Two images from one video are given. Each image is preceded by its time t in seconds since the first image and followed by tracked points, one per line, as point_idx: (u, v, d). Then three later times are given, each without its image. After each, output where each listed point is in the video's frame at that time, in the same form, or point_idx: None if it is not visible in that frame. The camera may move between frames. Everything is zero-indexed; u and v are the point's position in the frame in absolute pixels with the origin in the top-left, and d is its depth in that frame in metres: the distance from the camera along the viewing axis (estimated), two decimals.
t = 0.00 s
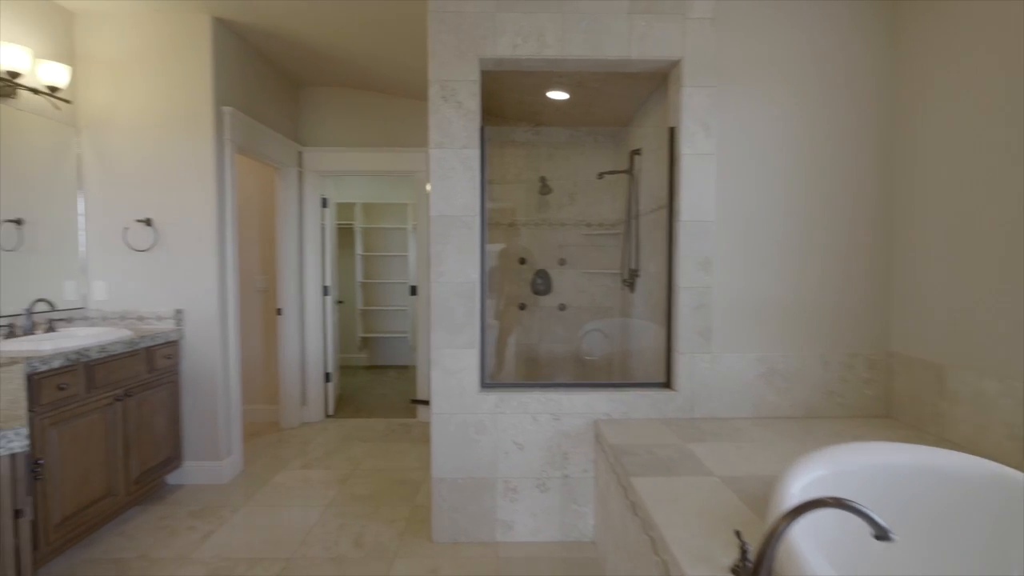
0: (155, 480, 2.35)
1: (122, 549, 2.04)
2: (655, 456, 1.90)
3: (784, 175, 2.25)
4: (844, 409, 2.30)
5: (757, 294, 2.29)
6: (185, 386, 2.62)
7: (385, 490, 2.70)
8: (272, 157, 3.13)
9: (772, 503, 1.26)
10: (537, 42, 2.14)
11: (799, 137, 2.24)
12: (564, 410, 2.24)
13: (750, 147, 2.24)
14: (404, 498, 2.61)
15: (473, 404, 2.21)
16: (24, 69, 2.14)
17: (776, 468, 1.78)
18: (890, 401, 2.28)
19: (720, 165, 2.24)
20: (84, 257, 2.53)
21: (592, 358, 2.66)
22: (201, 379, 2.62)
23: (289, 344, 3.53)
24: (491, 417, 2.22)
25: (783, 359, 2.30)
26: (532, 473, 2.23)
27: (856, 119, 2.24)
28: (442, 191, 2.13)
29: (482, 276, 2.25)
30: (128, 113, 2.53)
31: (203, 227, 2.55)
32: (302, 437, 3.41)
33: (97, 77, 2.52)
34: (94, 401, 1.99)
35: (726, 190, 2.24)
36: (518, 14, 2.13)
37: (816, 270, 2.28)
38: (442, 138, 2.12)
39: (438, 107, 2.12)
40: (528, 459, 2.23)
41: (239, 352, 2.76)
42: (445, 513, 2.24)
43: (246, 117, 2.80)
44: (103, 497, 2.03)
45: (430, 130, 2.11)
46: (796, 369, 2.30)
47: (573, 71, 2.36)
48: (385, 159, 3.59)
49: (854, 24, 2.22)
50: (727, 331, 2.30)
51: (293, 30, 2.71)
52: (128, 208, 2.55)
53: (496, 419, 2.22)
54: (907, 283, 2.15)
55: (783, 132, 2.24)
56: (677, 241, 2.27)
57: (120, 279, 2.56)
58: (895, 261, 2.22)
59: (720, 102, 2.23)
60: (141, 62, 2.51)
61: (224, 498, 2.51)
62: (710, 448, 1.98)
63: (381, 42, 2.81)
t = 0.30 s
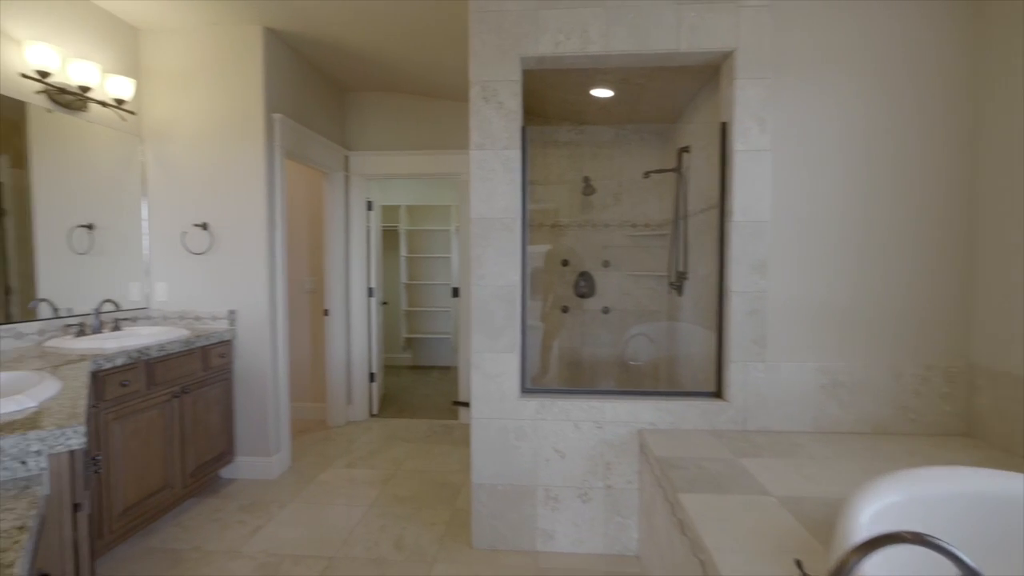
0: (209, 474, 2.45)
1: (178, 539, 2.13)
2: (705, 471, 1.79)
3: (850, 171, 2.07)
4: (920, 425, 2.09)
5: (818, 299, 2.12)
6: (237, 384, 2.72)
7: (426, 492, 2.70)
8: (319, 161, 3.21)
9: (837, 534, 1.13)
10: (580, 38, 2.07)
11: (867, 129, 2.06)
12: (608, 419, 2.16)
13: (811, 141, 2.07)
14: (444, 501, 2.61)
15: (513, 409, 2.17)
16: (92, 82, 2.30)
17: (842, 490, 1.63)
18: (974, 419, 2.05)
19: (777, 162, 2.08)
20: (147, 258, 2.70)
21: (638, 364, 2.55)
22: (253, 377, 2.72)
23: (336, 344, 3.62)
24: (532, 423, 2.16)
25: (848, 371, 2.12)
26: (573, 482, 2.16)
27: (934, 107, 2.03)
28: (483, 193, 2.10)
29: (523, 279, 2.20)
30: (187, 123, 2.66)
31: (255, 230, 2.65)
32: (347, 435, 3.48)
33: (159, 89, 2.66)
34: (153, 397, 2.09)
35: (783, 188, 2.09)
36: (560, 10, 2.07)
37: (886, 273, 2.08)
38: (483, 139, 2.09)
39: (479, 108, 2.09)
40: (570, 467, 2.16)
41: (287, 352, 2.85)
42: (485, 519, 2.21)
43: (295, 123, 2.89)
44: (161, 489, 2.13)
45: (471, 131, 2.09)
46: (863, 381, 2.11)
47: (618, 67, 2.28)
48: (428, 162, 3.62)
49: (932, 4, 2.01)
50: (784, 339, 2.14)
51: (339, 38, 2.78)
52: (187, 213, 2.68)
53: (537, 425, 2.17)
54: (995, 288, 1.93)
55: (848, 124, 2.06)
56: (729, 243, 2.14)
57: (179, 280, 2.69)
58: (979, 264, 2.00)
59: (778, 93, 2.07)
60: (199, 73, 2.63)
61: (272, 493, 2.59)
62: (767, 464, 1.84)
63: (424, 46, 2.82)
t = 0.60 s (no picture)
0: (261, 468, 2.55)
1: (232, 530, 2.22)
2: (761, 488, 1.66)
3: (926, 165, 1.88)
4: (1011, 446, 1.87)
5: (888, 305, 1.94)
6: (288, 381, 2.82)
7: (468, 494, 2.69)
8: (367, 165, 3.28)
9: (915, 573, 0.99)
10: (627, 32, 1.99)
11: (946, 118, 1.87)
12: (655, 427, 2.06)
13: (881, 132, 1.90)
14: (486, 504, 2.59)
15: (555, 414, 2.12)
16: (157, 94, 2.44)
17: (920, 516, 1.47)
18: None
19: (842, 156, 1.92)
20: (205, 260, 2.84)
21: (687, 370, 2.44)
22: (302, 375, 2.80)
23: (381, 343, 3.69)
24: (575, 430, 2.11)
25: (923, 383, 1.93)
26: (618, 491, 2.09)
27: None
28: (526, 194, 2.06)
29: (567, 281, 2.14)
30: (242, 130, 2.77)
31: (305, 233, 2.74)
32: (392, 434, 3.54)
33: (218, 98, 2.79)
34: (210, 393, 2.19)
35: (849, 185, 1.92)
36: (606, 4, 2.00)
37: (967, 276, 1.89)
38: (526, 139, 2.06)
39: (523, 108, 2.05)
40: (614, 476, 2.08)
41: (335, 352, 2.92)
42: (526, 526, 2.17)
43: (344, 128, 2.96)
44: (216, 481, 2.22)
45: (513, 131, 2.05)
46: (941, 395, 1.92)
47: (667, 61, 2.18)
48: (471, 163, 3.62)
49: None
50: (850, 348, 1.97)
51: (386, 43, 2.82)
52: (242, 217, 2.80)
53: (580, 432, 2.11)
54: None
55: (925, 113, 1.88)
56: (788, 245, 1.99)
57: (235, 281, 2.82)
58: None
59: (844, 81, 1.91)
60: (254, 82, 2.74)
61: (320, 489, 2.66)
62: (831, 483, 1.69)
63: (467, 48, 2.82)
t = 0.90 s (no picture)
0: (309, 464, 2.63)
1: (280, 524, 2.30)
2: (822, 507, 1.54)
3: (1014, 157, 1.69)
4: None
5: (968, 313, 1.76)
6: (334, 380, 2.89)
7: (509, 498, 2.67)
8: (411, 167, 3.32)
9: None
10: (675, 25, 1.91)
11: None
12: (703, 438, 1.96)
13: (962, 122, 1.72)
14: (526, 508, 2.55)
15: (598, 421, 2.06)
16: (214, 104, 2.56)
17: (1010, 548, 1.32)
18: None
19: (915, 149, 1.75)
20: (258, 262, 2.96)
21: (739, 378, 2.31)
22: (347, 374, 2.87)
23: (424, 344, 3.73)
24: (619, 437, 2.04)
25: (1010, 399, 1.74)
26: (664, 503, 2.00)
27: None
28: (569, 195, 2.02)
29: (610, 284, 2.08)
30: (292, 137, 2.87)
31: (351, 235, 2.80)
32: (434, 434, 3.57)
33: (271, 106, 2.90)
34: (261, 390, 2.27)
35: (923, 180, 1.75)
36: None
37: None
38: (569, 139, 2.01)
39: (566, 107, 2.01)
40: (659, 487, 2.00)
41: (379, 352, 2.97)
42: (568, 534, 2.12)
43: (388, 132, 3.01)
44: (266, 476, 2.30)
45: (556, 132, 2.01)
46: None
47: (718, 55, 2.07)
48: (513, 164, 3.60)
49: None
50: (923, 360, 1.80)
51: (429, 48, 2.85)
52: (293, 220, 2.90)
53: (624, 440, 2.03)
54: None
55: (1014, 99, 1.68)
56: (851, 247, 1.84)
57: (286, 282, 2.92)
58: None
59: (918, 68, 1.74)
60: (304, 90, 2.84)
61: (364, 486, 2.71)
62: (903, 505, 1.55)
63: (509, 48, 2.80)
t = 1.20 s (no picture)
0: (351, 460, 2.69)
1: (323, 519, 2.36)
2: (886, 529, 1.42)
3: None
4: None
5: None
6: (375, 379, 2.95)
7: (547, 502, 2.63)
8: (451, 169, 3.35)
9: None
10: (723, 16, 1.82)
11: None
12: (752, 448, 1.86)
13: None
14: (565, 513, 2.51)
15: (639, 429, 1.99)
16: (264, 111, 2.66)
17: None
18: None
19: (993, 140, 1.60)
20: (304, 263, 3.06)
21: (792, 386, 2.19)
22: (389, 373, 2.92)
23: (464, 345, 3.75)
24: (661, 445, 1.96)
25: None
26: (709, 514, 1.91)
27: None
28: (610, 194, 1.96)
29: (653, 286, 2.01)
30: (337, 141, 2.95)
31: (392, 236, 2.85)
32: (474, 434, 3.58)
33: (317, 112, 2.99)
34: (307, 388, 2.34)
35: (1003, 174, 1.59)
36: None
37: None
38: (610, 138, 1.95)
39: (607, 105, 1.95)
40: (705, 498, 1.91)
41: (418, 352, 3.01)
42: (608, 542, 2.06)
43: (429, 134, 3.04)
44: (310, 472, 2.37)
45: (596, 130, 1.96)
46: None
47: (770, 47, 1.96)
48: (553, 164, 3.56)
49: None
50: (1003, 371, 1.63)
51: (470, 49, 2.86)
52: (337, 222, 2.97)
53: (667, 447, 1.96)
54: None
55: None
56: (918, 248, 1.69)
57: (330, 283, 3.00)
58: None
59: (998, 51, 1.58)
60: (348, 95, 2.91)
61: (404, 485, 2.75)
62: (980, 529, 1.40)
63: (549, 47, 2.77)
